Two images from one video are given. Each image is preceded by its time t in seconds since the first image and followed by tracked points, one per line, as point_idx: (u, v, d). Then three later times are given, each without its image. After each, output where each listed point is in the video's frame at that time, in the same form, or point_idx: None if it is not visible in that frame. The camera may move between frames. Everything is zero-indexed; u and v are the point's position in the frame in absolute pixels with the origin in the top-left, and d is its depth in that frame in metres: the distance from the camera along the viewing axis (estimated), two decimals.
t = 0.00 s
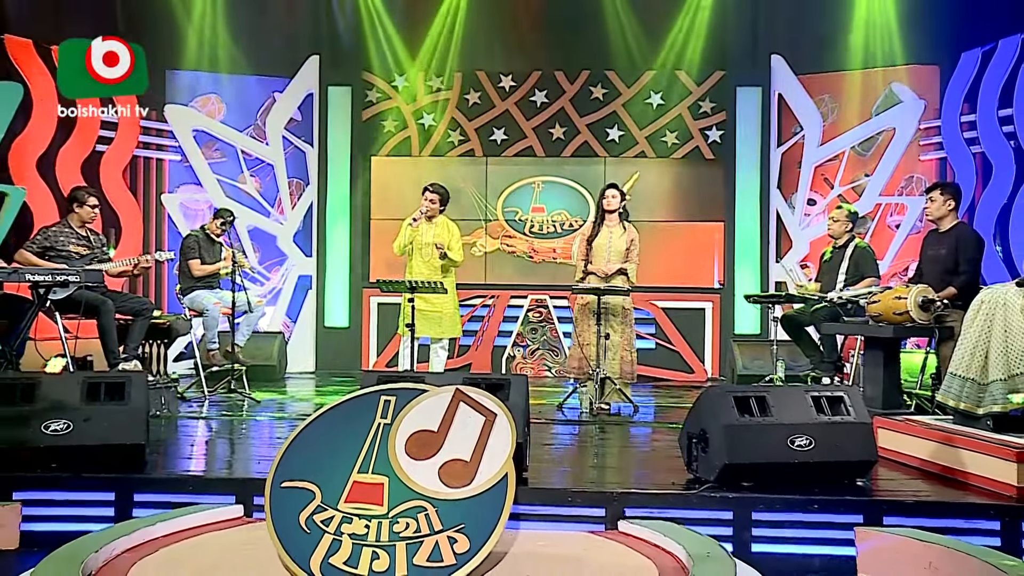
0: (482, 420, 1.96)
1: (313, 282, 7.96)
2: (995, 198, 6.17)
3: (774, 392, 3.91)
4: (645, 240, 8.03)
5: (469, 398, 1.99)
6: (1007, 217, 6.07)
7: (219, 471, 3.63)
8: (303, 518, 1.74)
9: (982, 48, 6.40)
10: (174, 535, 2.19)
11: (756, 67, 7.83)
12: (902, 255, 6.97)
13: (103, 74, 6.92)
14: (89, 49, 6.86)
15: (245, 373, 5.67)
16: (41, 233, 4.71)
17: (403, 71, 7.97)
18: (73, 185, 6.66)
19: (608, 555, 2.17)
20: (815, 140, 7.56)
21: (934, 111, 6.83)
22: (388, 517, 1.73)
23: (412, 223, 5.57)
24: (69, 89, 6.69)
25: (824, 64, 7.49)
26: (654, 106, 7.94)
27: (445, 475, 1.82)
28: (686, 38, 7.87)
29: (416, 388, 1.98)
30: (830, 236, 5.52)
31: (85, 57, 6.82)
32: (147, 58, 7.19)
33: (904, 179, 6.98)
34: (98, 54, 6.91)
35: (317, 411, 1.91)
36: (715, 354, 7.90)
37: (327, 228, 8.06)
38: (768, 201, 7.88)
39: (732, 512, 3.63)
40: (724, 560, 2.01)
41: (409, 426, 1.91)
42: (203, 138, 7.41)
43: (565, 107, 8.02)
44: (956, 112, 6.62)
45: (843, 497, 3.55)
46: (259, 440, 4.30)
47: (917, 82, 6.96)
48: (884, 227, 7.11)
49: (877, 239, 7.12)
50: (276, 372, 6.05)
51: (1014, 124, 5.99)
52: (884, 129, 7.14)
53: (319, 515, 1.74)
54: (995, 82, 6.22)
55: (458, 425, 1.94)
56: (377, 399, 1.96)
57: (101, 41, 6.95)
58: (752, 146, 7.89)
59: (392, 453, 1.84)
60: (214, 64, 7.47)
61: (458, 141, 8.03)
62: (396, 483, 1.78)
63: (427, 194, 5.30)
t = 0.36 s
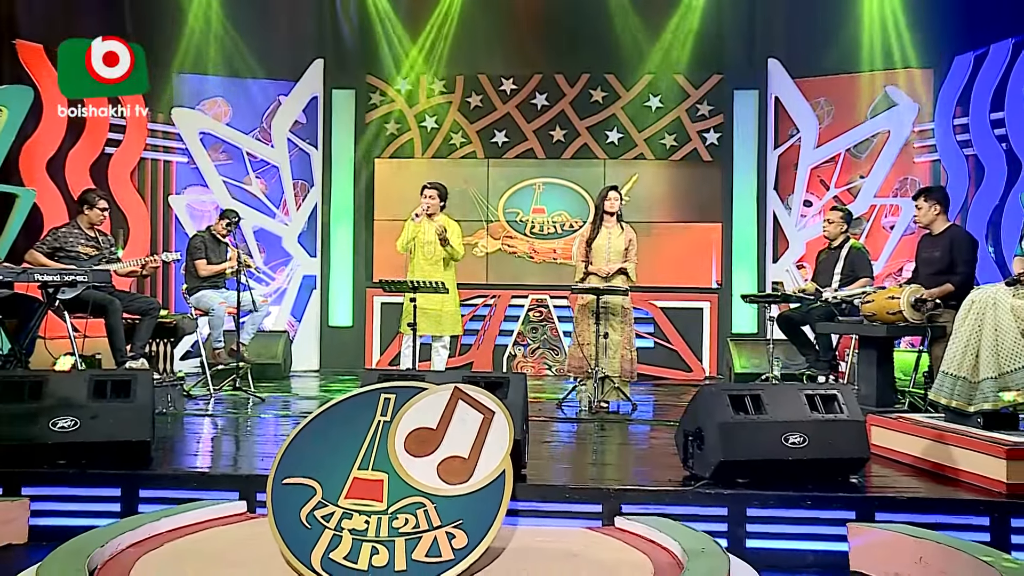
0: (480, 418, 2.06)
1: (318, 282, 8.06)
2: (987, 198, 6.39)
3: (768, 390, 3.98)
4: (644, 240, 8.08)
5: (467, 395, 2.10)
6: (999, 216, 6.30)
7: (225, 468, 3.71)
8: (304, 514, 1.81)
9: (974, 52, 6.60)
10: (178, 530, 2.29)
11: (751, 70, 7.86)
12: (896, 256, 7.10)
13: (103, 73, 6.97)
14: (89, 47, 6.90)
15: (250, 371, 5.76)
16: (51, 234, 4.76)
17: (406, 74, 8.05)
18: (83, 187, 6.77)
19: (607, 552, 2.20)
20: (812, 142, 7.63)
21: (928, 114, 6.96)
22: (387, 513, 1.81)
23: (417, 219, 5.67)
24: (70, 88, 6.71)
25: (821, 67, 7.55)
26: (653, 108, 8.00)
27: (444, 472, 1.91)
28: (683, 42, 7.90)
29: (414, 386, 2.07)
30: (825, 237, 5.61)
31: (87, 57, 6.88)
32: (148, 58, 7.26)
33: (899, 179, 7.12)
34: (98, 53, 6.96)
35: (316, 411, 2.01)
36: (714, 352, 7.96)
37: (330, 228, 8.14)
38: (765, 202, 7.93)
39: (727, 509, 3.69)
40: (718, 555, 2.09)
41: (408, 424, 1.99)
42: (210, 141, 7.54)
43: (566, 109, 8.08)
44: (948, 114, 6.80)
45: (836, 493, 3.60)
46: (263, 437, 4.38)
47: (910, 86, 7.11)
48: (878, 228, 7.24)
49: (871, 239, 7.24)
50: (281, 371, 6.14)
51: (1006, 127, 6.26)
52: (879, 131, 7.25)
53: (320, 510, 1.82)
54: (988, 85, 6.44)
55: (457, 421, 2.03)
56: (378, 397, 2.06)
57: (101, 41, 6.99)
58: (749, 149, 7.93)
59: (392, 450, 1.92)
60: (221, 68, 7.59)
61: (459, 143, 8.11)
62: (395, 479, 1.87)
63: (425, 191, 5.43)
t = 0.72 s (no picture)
0: (478, 416, 2.12)
1: (320, 282, 8.14)
2: (978, 201, 6.41)
3: (762, 389, 4.03)
4: (642, 241, 8.15)
5: (465, 394, 2.15)
6: (989, 219, 6.33)
7: (228, 465, 3.79)
8: (304, 510, 1.89)
9: (964, 58, 6.61)
10: (180, 526, 2.40)
11: (746, 74, 7.93)
12: (889, 256, 7.17)
13: (102, 73, 6.99)
14: (88, 46, 6.89)
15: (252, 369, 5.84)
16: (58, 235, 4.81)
17: (406, 77, 8.13)
18: (89, 188, 6.86)
19: (603, 547, 2.27)
20: (806, 144, 7.69)
21: (919, 118, 7.04)
22: (386, 509, 1.88)
23: (417, 218, 5.75)
24: (69, 89, 6.73)
25: (816, 71, 7.61)
26: (650, 111, 8.08)
27: (442, 469, 1.98)
28: (679, 47, 7.94)
29: (413, 384, 2.12)
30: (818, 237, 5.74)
31: (88, 57, 6.88)
32: (148, 58, 7.27)
33: (891, 182, 7.17)
34: (98, 53, 6.97)
35: (317, 409, 2.06)
36: (710, 352, 8.02)
37: (333, 229, 8.21)
38: (760, 203, 7.98)
39: (721, 505, 3.75)
40: (712, 551, 2.14)
41: (406, 421, 2.05)
42: (214, 143, 7.62)
43: (564, 112, 8.16)
44: (939, 120, 6.83)
45: (828, 490, 3.66)
46: (266, 435, 4.45)
47: (902, 91, 7.16)
48: (872, 229, 7.29)
49: (864, 240, 7.30)
50: (283, 369, 6.21)
51: (996, 130, 6.26)
52: (873, 134, 7.32)
53: (320, 507, 1.90)
54: (978, 88, 6.44)
55: (455, 419, 2.09)
56: (377, 395, 2.11)
57: (100, 41, 6.98)
58: (744, 153, 8.00)
59: (391, 447, 1.99)
60: (224, 71, 7.66)
61: (459, 146, 8.18)
62: (394, 476, 1.93)
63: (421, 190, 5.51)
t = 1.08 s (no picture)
0: (477, 414, 2.19)
1: (322, 282, 8.21)
2: (968, 203, 6.48)
3: (757, 387, 4.09)
4: (640, 242, 8.21)
5: (465, 393, 2.22)
6: (979, 221, 6.39)
7: (232, 461, 3.86)
8: (307, 507, 1.97)
9: (955, 61, 6.73)
10: (186, 522, 2.49)
11: (743, 77, 7.99)
12: (882, 257, 7.23)
13: (102, 73, 7.06)
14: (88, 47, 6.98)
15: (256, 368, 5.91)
16: (65, 235, 4.85)
17: (407, 81, 8.20)
18: (95, 189, 6.94)
19: (600, 543, 2.33)
20: (801, 147, 7.74)
21: (912, 121, 7.11)
22: (388, 506, 1.95)
23: (418, 219, 5.81)
24: (69, 87, 6.83)
25: (812, 76, 7.67)
26: (648, 114, 8.14)
27: (442, 467, 2.05)
28: (678, 51, 8.03)
29: (413, 383, 2.19)
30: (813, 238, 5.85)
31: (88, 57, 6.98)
32: (148, 58, 7.34)
33: (884, 185, 7.24)
34: (98, 53, 7.05)
35: (319, 407, 2.13)
36: (706, 350, 8.07)
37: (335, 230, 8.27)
38: (755, 204, 8.03)
39: (717, 502, 3.81)
40: (707, 547, 2.20)
41: (408, 419, 2.12)
42: (218, 145, 7.69)
43: (563, 114, 8.22)
44: (931, 122, 6.93)
45: (822, 486, 3.73)
46: (270, 432, 4.52)
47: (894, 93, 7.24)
48: (865, 230, 7.36)
49: (858, 241, 7.37)
50: (286, 368, 6.27)
51: (986, 133, 6.34)
52: (866, 136, 7.38)
53: (322, 503, 1.97)
54: (970, 91, 6.52)
55: (455, 417, 2.16)
56: (378, 393, 2.18)
57: (101, 41, 7.08)
58: (741, 156, 8.05)
59: (392, 445, 2.06)
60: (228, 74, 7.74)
61: (459, 148, 8.25)
62: (395, 474, 2.00)
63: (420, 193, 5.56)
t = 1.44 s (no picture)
0: (479, 411, 2.27)
1: (325, 282, 8.28)
2: (961, 204, 6.56)
3: (754, 385, 4.16)
4: (638, 242, 8.27)
5: (466, 391, 2.29)
6: (972, 222, 6.48)
7: (237, 458, 3.94)
8: (311, 503, 2.02)
9: (947, 66, 6.78)
10: (193, 517, 2.55)
11: (741, 81, 8.07)
12: (876, 258, 7.30)
13: (102, 73, 7.08)
14: (88, 47, 7.01)
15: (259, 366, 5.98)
16: (73, 236, 4.88)
17: (408, 84, 8.27)
18: (102, 190, 7.00)
19: (599, 538, 2.39)
20: (796, 149, 7.81)
21: (904, 124, 7.16)
22: (391, 502, 2.01)
23: (419, 221, 5.88)
24: (69, 88, 6.86)
25: (808, 79, 7.73)
26: (645, 117, 8.20)
27: (445, 463, 2.12)
28: (676, 55, 8.11)
29: (416, 381, 2.26)
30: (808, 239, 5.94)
31: (88, 57, 7.00)
32: (147, 57, 7.33)
33: (878, 186, 7.31)
34: (98, 54, 7.07)
35: (322, 405, 2.19)
36: (703, 349, 8.14)
37: (338, 231, 8.36)
38: (752, 205, 8.12)
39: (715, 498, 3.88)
40: (705, 541, 2.28)
41: (411, 416, 2.20)
42: (224, 147, 7.75)
43: (563, 117, 8.29)
44: (925, 123, 6.98)
45: (818, 483, 3.80)
46: (274, 430, 4.60)
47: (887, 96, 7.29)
48: (860, 231, 7.42)
49: (852, 242, 7.43)
50: (290, 367, 6.34)
51: (978, 136, 6.41)
52: (859, 139, 7.43)
53: (326, 500, 2.03)
54: (962, 93, 6.58)
55: (457, 414, 2.23)
56: (381, 391, 2.24)
57: (101, 41, 7.10)
58: (737, 158, 8.13)
59: (395, 443, 2.13)
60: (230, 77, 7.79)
61: (460, 150, 8.31)
62: (399, 470, 2.07)
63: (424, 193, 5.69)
